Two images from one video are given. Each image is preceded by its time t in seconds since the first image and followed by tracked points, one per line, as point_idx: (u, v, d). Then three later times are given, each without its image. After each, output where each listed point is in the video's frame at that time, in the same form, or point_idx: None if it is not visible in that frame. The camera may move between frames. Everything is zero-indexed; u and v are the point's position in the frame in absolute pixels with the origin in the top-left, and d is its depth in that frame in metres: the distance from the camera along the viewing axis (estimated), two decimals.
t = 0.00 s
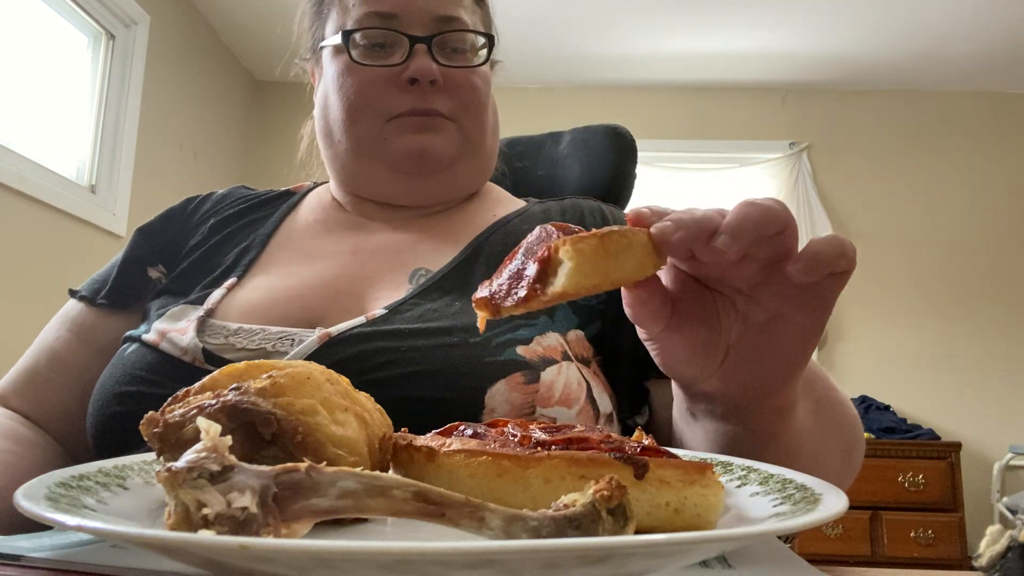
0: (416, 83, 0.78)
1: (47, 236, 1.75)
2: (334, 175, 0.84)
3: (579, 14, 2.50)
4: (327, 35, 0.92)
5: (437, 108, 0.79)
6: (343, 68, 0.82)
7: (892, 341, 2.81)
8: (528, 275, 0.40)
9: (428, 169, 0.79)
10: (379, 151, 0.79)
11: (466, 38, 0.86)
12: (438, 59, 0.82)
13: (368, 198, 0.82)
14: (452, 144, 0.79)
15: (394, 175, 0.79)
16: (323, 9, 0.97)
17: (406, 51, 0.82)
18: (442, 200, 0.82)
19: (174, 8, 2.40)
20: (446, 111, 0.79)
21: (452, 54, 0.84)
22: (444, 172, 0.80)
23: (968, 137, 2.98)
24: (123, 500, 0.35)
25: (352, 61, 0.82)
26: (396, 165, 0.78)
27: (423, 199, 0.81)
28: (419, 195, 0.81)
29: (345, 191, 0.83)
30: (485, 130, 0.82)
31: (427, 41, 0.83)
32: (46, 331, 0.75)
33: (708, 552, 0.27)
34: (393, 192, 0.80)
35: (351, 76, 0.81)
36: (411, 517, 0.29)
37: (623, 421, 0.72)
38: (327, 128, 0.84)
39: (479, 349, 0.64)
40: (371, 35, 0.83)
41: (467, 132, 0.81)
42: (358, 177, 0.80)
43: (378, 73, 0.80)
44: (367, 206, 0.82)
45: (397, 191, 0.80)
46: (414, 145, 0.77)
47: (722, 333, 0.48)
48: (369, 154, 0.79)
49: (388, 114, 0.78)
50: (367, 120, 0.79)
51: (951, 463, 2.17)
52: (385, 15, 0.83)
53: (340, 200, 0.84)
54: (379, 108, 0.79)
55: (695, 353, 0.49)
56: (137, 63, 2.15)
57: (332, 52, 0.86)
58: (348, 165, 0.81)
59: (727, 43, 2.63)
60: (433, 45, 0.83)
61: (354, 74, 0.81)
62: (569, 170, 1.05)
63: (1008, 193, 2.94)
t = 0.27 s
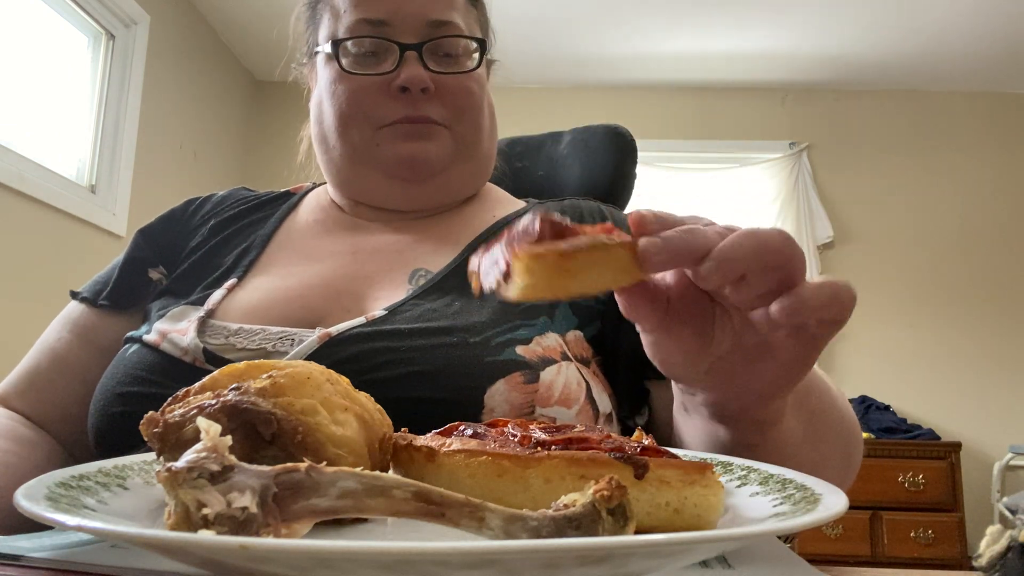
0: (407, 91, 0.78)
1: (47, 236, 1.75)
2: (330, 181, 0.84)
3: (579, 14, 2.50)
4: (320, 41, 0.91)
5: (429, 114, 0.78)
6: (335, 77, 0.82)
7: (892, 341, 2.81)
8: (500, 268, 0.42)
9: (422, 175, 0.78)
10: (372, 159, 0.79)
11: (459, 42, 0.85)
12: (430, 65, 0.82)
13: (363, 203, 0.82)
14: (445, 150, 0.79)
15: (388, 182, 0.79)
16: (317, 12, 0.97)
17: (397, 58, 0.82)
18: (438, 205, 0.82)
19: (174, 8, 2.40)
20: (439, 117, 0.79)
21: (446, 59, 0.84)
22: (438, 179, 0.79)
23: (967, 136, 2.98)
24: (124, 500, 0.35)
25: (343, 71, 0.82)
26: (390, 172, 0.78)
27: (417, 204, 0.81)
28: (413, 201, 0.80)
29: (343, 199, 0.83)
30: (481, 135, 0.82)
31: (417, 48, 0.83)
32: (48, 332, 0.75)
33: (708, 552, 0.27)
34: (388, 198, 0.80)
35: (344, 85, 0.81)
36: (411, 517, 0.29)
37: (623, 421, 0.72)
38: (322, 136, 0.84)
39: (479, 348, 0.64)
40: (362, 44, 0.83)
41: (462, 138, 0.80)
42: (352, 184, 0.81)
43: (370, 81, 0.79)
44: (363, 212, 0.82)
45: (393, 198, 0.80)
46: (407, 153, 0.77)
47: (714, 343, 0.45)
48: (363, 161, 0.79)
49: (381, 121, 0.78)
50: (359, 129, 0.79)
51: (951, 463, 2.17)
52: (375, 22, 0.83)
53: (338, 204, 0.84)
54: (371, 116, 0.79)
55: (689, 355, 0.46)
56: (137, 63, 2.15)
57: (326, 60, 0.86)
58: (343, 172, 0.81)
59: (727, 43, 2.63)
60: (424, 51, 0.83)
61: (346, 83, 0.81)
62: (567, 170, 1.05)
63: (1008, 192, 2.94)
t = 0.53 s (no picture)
0: (411, 84, 0.78)
1: (49, 237, 1.75)
2: (334, 177, 0.84)
3: (578, 14, 2.50)
4: (322, 38, 0.91)
5: (432, 108, 0.78)
6: (337, 71, 0.82)
7: (892, 341, 2.81)
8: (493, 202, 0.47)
9: (426, 170, 0.78)
10: (376, 154, 0.78)
11: (461, 36, 0.85)
12: (433, 57, 0.82)
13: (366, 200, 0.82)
14: (449, 145, 0.78)
15: (392, 177, 0.79)
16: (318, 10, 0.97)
17: (401, 50, 0.81)
18: (442, 199, 0.82)
19: (174, 8, 2.40)
20: (442, 111, 0.78)
21: (448, 53, 0.84)
22: (442, 173, 0.79)
23: (967, 136, 2.98)
24: (124, 500, 0.35)
25: (345, 64, 0.81)
26: (393, 167, 0.78)
27: (421, 198, 0.81)
28: (417, 196, 0.80)
29: (346, 193, 0.83)
30: (484, 128, 0.81)
31: (420, 40, 0.82)
32: (48, 332, 0.75)
33: (708, 553, 0.27)
34: (392, 193, 0.80)
35: (346, 78, 0.80)
36: (411, 517, 0.29)
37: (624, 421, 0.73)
38: (324, 131, 0.84)
39: (481, 350, 0.63)
40: (366, 36, 0.83)
41: (465, 132, 0.79)
42: (356, 179, 0.80)
43: (372, 75, 0.79)
44: (367, 208, 0.82)
45: (396, 192, 0.80)
46: (411, 146, 0.77)
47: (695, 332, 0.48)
48: (366, 156, 0.79)
49: (384, 115, 0.78)
50: (362, 123, 0.78)
51: (951, 463, 2.17)
52: (379, 16, 0.83)
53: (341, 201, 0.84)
54: (374, 110, 0.78)
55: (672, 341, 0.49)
56: (137, 63, 2.15)
57: (327, 55, 0.85)
58: (347, 168, 0.80)
59: (727, 43, 2.63)
60: (427, 44, 0.83)
61: (348, 76, 0.80)
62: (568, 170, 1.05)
63: (1008, 193, 2.93)
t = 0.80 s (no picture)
0: (412, 84, 0.78)
1: (48, 237, 1.75)
2: (336, 178, 0.84)
3: (578, 15, 2.50)
4: (324, 37, 0.91)
5: (434, 108, 0.78)
6: (338, 70, 0.82)
7: (892, 341, 2.81)
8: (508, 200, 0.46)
9: (427, 171, 0.78)
10: (377, 154, 0.78)
11: (462, 35, 0.85)
12: (434, 57, 0.82)
13: (367, 201, 0.82)
14: (450, 145, 0.78)
15: (393, 178, 0.79)
16: (320, 9, 0.96)
17: (402, 50, 0.81)
18: (442, 201, 0.81)
19: (173, 8, 2.40)
20: (444, 111, 0.78)
21: (450, 52, 0.84)
22: (443, 174, 0.79)
23: (968, 137, 2.98)
24: (124, 500, 0.35)
25: (347, 64, 0.81)
26: (394, 168, 0.78)
27: (421, 199, 0.80)
28: (417, 197, 0.80)
29: (351, 195, 0.83)
30: (485, 128, 0.82)
31: (422, 39, 0.82)
32: (48, 331, 0.75)
33: (708, 552, 0.27)
34: (393, 193, 0.80)
35: (347, 78, 0.80)
36: (411, 517, 0.29)
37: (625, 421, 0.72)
38: (326, 132, 0.84)
39: (482, 350, 0.63)
40: (368, 37, 0.83)
41: (466, 133, 0.80)
42: (358, 180, 0.80)
43: (374, 75, 0.79)
44: (368, 210, 0.82)
45: (399, 194, 0.80)
46: (413, 148, 0.77)
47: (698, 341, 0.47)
48: (367, 157, 0.79)
49: (386, 116, 0.78)
50: (363, 124, 0.78)
51: (951, 462, 2.17)
52: (381, 15, 0.83)
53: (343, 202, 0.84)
54: (376, 110, 0.78)
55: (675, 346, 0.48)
56: (137, 63, 2.15)
57: (329, 55, 0.85)
58: (348, 169, 0.80)
59: (727, 43, 2.63)
60: (428, 43, 0.82)
61: (350, 76, 0.80)
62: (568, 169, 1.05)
63: (1008, 193, 2.93)
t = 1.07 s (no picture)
0: (413, 92, 0.77)
1: (48, 237, 1.75)
2: (336, 185, 0.84)
3: (578, 14, 2.49)
4: (326, 40, 0.91)
5: (434, 118, 0.78)
6: (338, 77, 0.81)
7: (892, 341, 2.81)
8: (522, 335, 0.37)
9: (427, 182, 0.78)
10: (377, 164, 0.78)
11: (463, 43, 0.85)
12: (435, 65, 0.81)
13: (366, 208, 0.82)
14: (450, 156, 0.78)
15: (393, 189, 0.79)
16: (322, 10, 0.96)
17: (402, 58, 0.81)
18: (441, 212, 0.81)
19: (173, 8, 2.40)
20: (444, 121, 0.78)
21: (451, 60, 0.84)
22: (443, 186, 0.79)
23: (968, 137, 2.98)
24: (124, 500, 0.35)
25: (347, 71, 0.81)
26: (394, 180, 0.78)
27: (420, 210, 0.80)
28: (416, 207, 0.80)
29: (350, 202, 0.83)
30: (485, 137, 0.82)
31: (423, 47, 0.82)
32: (48, 331, 0.75)
33: (708, 552, 0.27)
34: (393, 203, 0.80)
35: (348, 86, 0.80)
36: (411, 517, 0.29)
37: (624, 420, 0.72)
38: (326, 140, 0.84)
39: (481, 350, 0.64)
40: (367, 44, 0.83)
41: (466, 143, 0.80)
42: (358, 189, 0.80)
43: (375, 83, 0.79)
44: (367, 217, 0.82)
45: (398, 204, 0.80)
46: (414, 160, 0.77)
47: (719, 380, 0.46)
48: (367, 167, 0.79)
49: (387, 126, 0.78)
50: (364, 134, 0.79)
51: (951, 462, 2.17)
52: (383, 20, 0.83)
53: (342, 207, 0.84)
54: (376, 120, 0.78)
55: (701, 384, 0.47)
56: (137, 63, 2.15)
57: (330, 60, 0.85)
58: (348, 178, 0.81)
59: (727, 43, 2.63)
60: (429, 51, 0.82)
61: (350, 84, 0.80)
62: (568, 169, 1.05)
63: (1008, 193, 2.94)
